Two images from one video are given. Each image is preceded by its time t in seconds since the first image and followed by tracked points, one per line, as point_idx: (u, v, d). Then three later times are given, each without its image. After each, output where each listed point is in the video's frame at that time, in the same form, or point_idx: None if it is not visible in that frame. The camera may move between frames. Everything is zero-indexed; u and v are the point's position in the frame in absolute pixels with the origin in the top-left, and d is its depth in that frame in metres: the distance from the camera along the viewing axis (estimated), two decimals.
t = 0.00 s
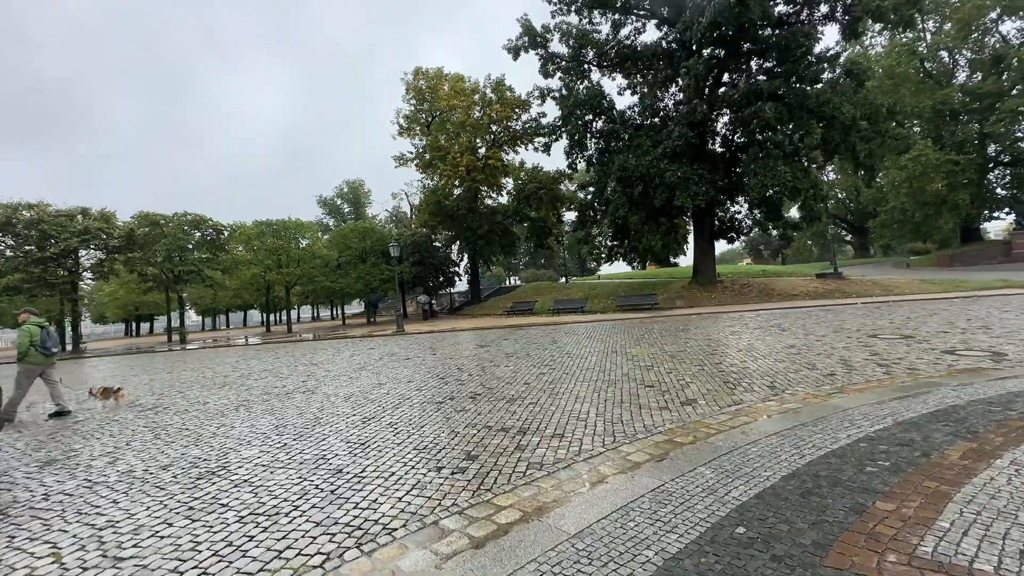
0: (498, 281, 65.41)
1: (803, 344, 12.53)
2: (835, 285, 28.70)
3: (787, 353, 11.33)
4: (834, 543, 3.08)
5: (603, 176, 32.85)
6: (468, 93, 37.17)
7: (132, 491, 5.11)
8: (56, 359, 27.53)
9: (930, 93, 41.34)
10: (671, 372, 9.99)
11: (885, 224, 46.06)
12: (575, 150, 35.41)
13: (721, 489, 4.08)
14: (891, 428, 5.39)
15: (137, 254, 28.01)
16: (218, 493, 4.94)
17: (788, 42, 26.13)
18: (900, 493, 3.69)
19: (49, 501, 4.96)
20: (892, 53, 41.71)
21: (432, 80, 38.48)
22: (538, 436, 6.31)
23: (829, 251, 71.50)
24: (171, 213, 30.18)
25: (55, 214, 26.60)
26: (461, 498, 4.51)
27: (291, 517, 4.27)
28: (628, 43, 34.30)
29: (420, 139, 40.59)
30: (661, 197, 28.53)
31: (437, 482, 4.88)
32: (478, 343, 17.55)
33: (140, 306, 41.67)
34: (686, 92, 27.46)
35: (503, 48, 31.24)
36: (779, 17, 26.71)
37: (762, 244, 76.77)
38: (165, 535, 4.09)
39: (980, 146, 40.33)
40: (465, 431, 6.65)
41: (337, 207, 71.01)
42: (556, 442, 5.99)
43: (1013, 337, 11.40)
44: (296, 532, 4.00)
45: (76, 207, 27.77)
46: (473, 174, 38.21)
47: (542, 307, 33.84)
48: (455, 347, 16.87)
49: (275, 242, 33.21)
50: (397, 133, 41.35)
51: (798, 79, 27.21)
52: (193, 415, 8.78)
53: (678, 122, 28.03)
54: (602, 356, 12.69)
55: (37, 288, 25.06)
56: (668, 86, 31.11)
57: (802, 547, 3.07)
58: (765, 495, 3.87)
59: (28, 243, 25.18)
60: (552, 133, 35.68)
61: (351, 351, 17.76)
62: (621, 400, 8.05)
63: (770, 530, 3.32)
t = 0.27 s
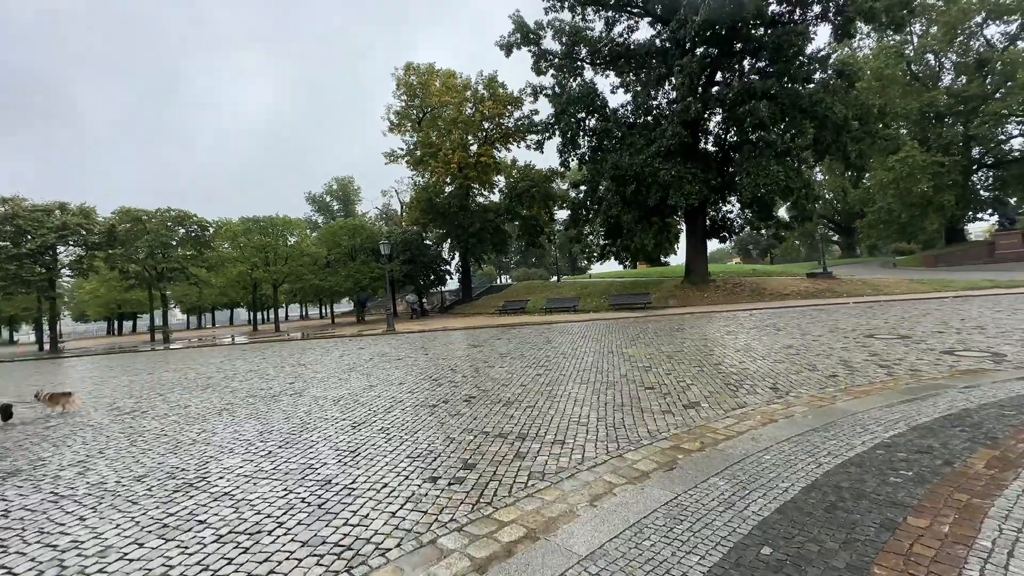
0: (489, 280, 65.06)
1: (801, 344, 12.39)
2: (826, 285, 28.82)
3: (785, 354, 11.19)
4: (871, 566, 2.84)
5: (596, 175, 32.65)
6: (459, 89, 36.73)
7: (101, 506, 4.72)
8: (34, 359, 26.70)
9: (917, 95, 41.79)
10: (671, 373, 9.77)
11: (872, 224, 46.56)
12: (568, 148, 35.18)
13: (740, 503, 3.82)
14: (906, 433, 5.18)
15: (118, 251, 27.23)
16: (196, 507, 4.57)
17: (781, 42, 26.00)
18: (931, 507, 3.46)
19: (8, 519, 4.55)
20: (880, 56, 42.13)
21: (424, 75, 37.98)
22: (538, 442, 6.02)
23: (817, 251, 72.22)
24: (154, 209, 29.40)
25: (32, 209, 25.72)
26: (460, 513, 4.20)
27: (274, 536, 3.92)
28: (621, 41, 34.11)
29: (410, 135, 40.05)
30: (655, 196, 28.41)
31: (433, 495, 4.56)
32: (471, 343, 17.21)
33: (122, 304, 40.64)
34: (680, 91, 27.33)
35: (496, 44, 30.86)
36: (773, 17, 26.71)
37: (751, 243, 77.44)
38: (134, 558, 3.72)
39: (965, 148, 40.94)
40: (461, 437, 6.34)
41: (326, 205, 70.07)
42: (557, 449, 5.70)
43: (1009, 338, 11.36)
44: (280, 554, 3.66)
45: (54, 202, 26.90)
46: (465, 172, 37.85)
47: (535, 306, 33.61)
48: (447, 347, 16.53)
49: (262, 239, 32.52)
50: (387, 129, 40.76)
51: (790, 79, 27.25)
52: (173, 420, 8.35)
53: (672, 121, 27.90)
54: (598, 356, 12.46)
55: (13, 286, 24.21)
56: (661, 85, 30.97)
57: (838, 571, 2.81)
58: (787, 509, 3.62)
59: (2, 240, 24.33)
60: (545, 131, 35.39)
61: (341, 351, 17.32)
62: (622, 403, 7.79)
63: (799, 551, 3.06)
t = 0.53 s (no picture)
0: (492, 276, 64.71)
1: (815, 348, 12.02)
2: (835, 288, 28.40)
3: (800, 357, 10.83)
4: None
5: (603, 172, 32.22)
6: (467, 82, 36.29)
7: (81, 503, 4.41)
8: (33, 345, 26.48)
9: (930, 98, 41.18)
10: (682, 375, 9.43)
11: (880, 228, 46.06)
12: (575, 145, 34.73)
13: (774, 519, 3.49)
14: (944, 445, 4.84)
15: (119, 238, 27.00)
16: (183, 507, 4.26)
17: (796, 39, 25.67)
18: (990, 530, 3.12)
19: None
20: (894, 57, 41.47)
21: (431, 67, 37.53)
22: (547, 445, 5.69)
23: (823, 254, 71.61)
24: (156, 196, 29.10)
25: (32, 194, 25.46)
26: (465, 521, 3.88)
27: (263, 542, 3.60)
28: (632, 37, 33.61)
29: (416, 128, 39.64)
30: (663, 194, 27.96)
31: (437, 500, 4.24)
32: (474, 339, 16.88)
33: (124, 292, 40.45)
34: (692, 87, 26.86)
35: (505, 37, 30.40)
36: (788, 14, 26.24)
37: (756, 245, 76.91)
38: (110, 563, 3.40)
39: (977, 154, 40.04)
40: (466, 437, 6.01)
41: (330, 197, 69.76)
42: (567, 453, 5.37)
43: None
44: (269, 563, 3.34)
45: (55, 187, 26.62)
46: (470, 167, 37.48)
47: (538, 303, 33.27)
48: (450, 343, 16.21)
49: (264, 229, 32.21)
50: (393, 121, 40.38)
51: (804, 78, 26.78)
52: (166, 411, 8.05)
53: (682, 118, 27.44)
54: (606, 355, 12.11)
55: (12, 271, 23.99)
56: (672, 81, 30.48)
57: None
58: (828, 528, 3.29)
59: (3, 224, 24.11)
60: (553, 126, 34.93)
61: (342, 344, 17.02)
62: (633, 404, 7.46)
63: None
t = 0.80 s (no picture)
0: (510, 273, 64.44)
1: (855, 358, 11.36)
2: (869, 295, 27.25)
3: (839, 367, 10.22)
4: None
5: (628, 169, 31.57)
6: (491, 77, 35.93)
7: (93, 499, 4.24)
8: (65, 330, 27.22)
9: (975, 98, 39.20)
10: (714, 382, 8.96)
11: (916, 233, 44.19)
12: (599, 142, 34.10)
13: (845, 558, 3.09)
14: None
15: (148, 226, 27.58)
16: (195, 508, 4.05)
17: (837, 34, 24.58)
18: None
19: None
20: (937, 55, 39.65)
21: (456, 61, 37.30)
22: (576, 455, 5.35)
23: (852, 259, 69.26)
24: (184, 186, 29.58)
25: (67, 181, 26.15)
26: (492, 539, 3.57)
27: (276, 555, 3.34)
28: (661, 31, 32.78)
29: (439, 123, 39.51)
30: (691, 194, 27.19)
31: (461, 513, 3.94)
32: (493, 337, 16.61)
33: (152, 280, 41.45)
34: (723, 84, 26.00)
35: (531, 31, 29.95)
36: (827, 9, 25.21)
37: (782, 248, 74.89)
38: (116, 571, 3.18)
39: None
40: (489, 443, 5.71)
41: (352, 191, 70.44)
42: (599, 465, 5.02)
43: None
44: None
45: (88, 176, 27.25)
46: (492, 163, 37.23)
47: (558, 301, 32.87)
48: (469, 340, 15.96)
49: (288, 222, 32.52)
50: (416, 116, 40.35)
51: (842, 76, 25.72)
52: (185, 402, 7.95)
53: (713, 116, 26.61)
54: (632, 359, 11.68)
55: (47, 257, 24.68)
56: (702, 77, 29.60)
57: None
58: (911, 572, 2.89)
59: (39, 211, 24.84)
60: (577, 122, 34.36)
61: (361, 338, 16.93)
62: (664, 412, 7.04)
63: None
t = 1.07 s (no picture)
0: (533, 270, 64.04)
1: (909, 363, 10.60)
2: (914, 297, 25.85)
3: (893, 372, 9.54)
4: None
5: (657, 164, 30.75)
6: (518, 70, 35.49)
7: (119, 490, 4.12)
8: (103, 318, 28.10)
9: None
10: (758, 385, 8.43)
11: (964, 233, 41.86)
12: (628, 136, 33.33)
13: None
14: None
15: (181, 219, 28.28)
16: (222, 504, 3.87)
17: (885, 20, 23.20)
18: None
19: (21, 496, 4.00)
20: (991, 43, 37.31)
21: (483, 55, 37.00)
22: (618, 459, 4.99)
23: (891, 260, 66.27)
24: (216, 180, 30.16)
25: (106, 174, 26.99)
26: (537, 551, 3.27)
27: (305, 561, 3.10)
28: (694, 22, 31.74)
29: (465, 117, 39.35)
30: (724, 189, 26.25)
31: (501, 521, 3.65)
32: (520, 333, 16.30)
33: (185, 272, 42.66)
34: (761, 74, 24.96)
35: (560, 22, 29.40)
36: None
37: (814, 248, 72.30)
38: (139, 571, 2.99)
39: None
40: (524, 444, 5.40)
41: (378, 186, 71.12)
42: (644, 472, 4.65)
43: None
44: None
45: (126, 169, 28.02)
46: (518, 158, 36.90)
47: (582, 298, 32.35)
48: (494, 336, 15.69)
49: (315, 215, 32.84)
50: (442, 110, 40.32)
51: (889, 66, 24.41)
52: (214, 392, 7.90)
53: (749, 108, 25.61)
54: (665, 358, 11.21)
55: (87, 247, 25.53)
56: (737, 68, 28.53)
57: None
58: None
59: (81, 203, 25.71)
60: (606, 116, 33.63)
61: (386, 332, 16.87)
62: (708, 416, 6.60)
63: None
